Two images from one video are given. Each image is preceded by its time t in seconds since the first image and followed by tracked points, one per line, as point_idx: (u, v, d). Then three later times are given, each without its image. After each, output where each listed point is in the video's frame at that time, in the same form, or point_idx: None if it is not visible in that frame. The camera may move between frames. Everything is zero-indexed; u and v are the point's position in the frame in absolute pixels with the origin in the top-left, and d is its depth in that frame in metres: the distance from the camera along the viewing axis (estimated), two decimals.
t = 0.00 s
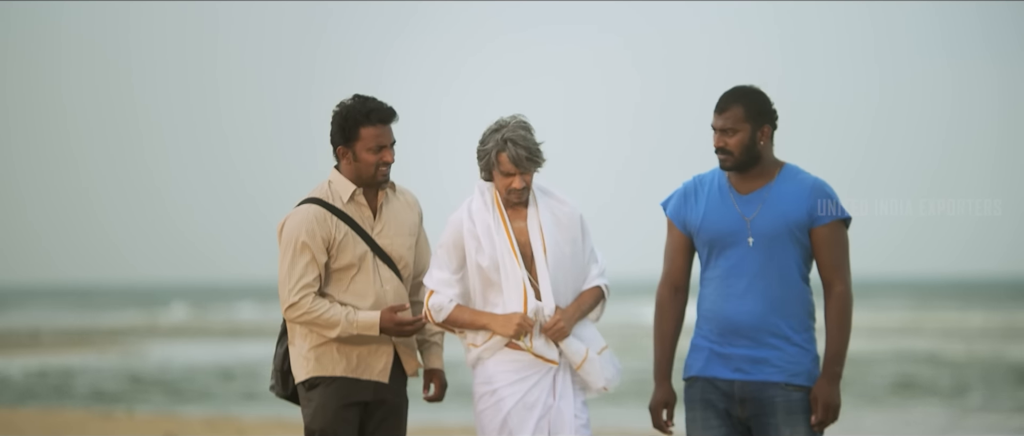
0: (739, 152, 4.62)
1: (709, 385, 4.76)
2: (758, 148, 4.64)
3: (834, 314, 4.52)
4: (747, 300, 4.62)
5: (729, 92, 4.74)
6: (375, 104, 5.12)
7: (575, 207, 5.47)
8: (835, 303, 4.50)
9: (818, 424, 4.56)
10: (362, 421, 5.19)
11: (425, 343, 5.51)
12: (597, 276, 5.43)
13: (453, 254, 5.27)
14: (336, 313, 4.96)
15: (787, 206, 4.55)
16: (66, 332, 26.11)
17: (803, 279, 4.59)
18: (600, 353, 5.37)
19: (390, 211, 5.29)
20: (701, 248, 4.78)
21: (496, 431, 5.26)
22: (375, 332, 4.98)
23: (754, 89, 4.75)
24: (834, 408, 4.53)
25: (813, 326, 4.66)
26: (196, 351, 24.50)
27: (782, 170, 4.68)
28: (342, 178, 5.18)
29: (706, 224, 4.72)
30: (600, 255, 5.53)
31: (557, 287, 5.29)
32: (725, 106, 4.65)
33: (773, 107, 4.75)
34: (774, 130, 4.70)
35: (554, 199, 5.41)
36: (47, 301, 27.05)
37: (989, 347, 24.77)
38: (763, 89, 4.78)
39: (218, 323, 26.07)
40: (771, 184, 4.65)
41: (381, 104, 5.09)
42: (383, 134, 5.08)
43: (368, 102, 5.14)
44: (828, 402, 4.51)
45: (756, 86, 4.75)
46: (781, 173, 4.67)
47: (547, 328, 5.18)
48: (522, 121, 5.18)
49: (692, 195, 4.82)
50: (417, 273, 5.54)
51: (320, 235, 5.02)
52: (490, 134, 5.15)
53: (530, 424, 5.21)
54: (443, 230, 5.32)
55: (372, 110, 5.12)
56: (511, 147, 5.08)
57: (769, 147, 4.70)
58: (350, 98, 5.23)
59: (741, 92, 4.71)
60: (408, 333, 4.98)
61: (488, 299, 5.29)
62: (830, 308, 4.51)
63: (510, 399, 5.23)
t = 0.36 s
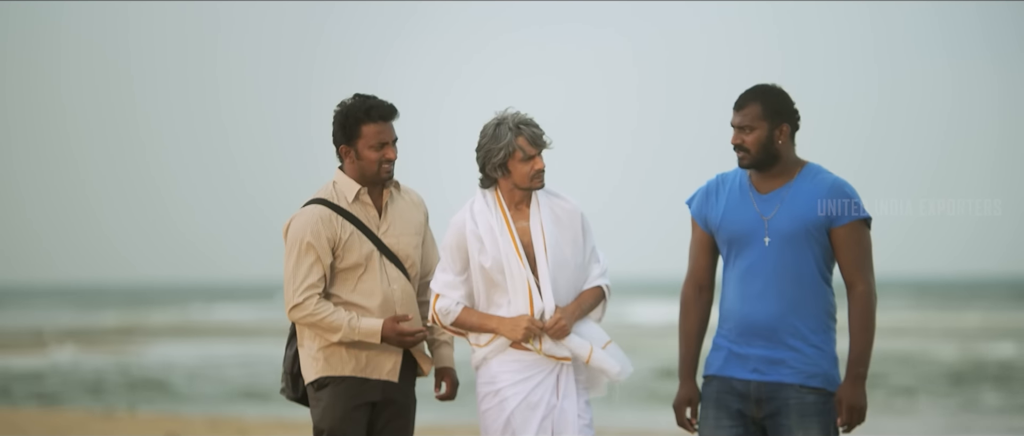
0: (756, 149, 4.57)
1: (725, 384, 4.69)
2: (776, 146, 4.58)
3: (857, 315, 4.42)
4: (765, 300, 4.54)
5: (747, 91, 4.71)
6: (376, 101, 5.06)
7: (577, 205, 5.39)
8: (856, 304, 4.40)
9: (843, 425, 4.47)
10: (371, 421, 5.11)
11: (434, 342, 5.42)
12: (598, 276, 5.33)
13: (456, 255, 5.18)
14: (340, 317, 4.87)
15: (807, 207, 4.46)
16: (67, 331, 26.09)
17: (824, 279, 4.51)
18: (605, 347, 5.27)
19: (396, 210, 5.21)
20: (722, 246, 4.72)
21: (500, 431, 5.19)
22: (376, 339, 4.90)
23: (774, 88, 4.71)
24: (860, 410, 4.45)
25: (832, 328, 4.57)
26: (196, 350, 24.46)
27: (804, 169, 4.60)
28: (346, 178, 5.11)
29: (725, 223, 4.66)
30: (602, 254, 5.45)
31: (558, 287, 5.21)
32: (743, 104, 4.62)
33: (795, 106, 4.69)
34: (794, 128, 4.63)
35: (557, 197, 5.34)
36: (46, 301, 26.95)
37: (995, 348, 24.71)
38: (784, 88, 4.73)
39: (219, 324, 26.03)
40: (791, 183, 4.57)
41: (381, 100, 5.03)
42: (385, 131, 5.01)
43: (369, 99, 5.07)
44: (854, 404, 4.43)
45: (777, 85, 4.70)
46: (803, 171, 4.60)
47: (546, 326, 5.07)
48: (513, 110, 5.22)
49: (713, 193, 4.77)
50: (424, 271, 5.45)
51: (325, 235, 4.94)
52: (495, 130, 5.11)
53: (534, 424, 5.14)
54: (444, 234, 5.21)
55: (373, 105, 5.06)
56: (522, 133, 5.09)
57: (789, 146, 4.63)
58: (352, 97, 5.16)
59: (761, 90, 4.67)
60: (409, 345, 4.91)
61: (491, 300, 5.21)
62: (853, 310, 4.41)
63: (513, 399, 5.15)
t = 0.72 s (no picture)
0: (766, 148, 4.52)
1: (737, 381, 4.64)
2: (786, 145, 4.51)
3: (870, 317, 4.34)
4: (779, 300, 4.49)
5: (759, 90, 4.66)
6: (373, 100, 5.00)
7: (578, 204, 5.34)
8: (869, 304, 4.33)
9: (851, 426, 4.37)
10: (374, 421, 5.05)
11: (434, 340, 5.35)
12: (599, 276, 5.27)
13: (456, 253, 5.11)
14: (340, 320, 4.81)
15: (820, 207, 4.39)
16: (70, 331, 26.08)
17: (840, 280, 4.44)
18: (606, 344, 5.19)
19: (394, 209, 5.14)
20: (738, 246, 4.67)
21: (501, 430, 5.12)
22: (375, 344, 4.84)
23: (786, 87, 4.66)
24: (870, 412, 4.33)
25: (848, 330, 4.50)
26: (200, 349, 24.44)
27: (815, 169, 4.54)
28: (344, 177, 5.05)
29: (739, 223, 4.61)
30: (604, 253, 5.39)
31: (560, 286, 5.16)
32: (754, 101, 4.57)
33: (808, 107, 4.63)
34: (805, 129, 4.57)
35: (558, 197, 5.28)
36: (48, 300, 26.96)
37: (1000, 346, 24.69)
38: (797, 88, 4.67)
39: (221, 325, 26.06)
40: (803, 183, 4.51)
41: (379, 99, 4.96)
42: (382, 129, 4.94)
43: (367, 98, 5.01)
44: (864, 407, 4.32)
45: (789, 84, 4.65)
46: (815, 172, 4.53)
47: (548, 325, 5.01)
48: (515, 108, 5.17)
49: (729, 194, 4.73)
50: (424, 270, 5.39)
51: (325, 235, 4.87)
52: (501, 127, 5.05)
53: (535, 424, 5.07)
54: (446, 231, 5.15)
55: (371, 104, 5.00)
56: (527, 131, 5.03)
57: (800, 146, 4.56)
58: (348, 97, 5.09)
59: (773, 88, 4.62)
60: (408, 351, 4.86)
61: (492, 299, 5.14)
62: (865, 311, 4.33)
63: (514, 398, 5.09)
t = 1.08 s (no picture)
0: (769, 149, 4.50)
1: (740, 381, 4.63)
2: (790, 145, 4.50)
3: (874, 317, 4.31)
4: (782, 300, 4.47)
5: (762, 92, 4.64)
6: (360, 99, 5.00)
7: (578, 203, 5.32)
8: (873, 305, 4.30)
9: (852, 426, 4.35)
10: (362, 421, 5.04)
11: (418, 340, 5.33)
12: (600, 276, 5.26)
13: (457, 253, 5.10)
14: (328, 324, 4.78)
15: (823, 207, 4.38)
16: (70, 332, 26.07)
17: (843, 279, 4.42)
18: (609, 342, 5.18)
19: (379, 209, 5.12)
20: (741, 246, 4.67)
21: (503, 430, 5.11)
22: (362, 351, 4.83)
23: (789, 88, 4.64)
24: (873, 411, 4.30)
25: (850, 330, 4.49)
26: (202, 349, 24.47)
27: (820, 169, 4.52)
28: (331, 177, 5.02)
29: (744, 223, 4.60)
30: (604, 254, 5.37)
31: (561, 286, 5.15)
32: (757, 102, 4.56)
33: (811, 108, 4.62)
34: (809, 130, 4.55)
35: (560, 196, 5.26)
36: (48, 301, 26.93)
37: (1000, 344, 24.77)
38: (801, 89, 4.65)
39: (223, 325, 26.09)
40: (808, 182, 4.49)
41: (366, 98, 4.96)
42: (370, 128, 4.94)
43: (353, 97, 5.00)
44: (868, 405, 4.30)
45: (793, 85, 4.63)
46: (820, 172, 4.51)
47: (550, 324, 5.00)
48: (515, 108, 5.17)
49: (733, 194, 4.72)
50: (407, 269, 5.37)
51: (313, 235, 4.84)
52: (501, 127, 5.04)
53: (537, 425, 5.06)
54: (448, 231, 5.13)
55: (358, 104, 4.99)
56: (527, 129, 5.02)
57: (805, 147, 4.55)
58: (333, 97, 5.08)
59: (777, 90, 4.60)
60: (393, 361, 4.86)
61: (493, 299, 5.13)
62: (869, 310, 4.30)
63: (516, 397, 5.08)
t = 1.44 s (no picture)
0: (759, 146, 4.53)
1: (728, 380, 4.66)
2: (779, 143, 4.53)
3: (858, 309, 4.30)
4: (771, 297, 4.50)
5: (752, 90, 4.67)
6: (351, 97, 5.03)
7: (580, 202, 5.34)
8: (861, 297, 4.30)
9: (817, 406, 4.37)
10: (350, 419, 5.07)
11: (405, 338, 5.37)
12: (603, 275, 5.27)
13: (459, 253, 5.14)
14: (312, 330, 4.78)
15: (811, 203, 4.40)
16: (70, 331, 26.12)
17: (831, 274, 4.44)
18: (603, 349, 5.21)
19: (366, 205, 5.17)
20: (730, 244, 4.70)
21: (505, 430, 5.13)
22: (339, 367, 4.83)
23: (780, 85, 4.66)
24: (839, 394, 4.33)
25: (838, 327, 4.51)
26: (201, 349, 24.51)
27: (809, 166, 4.55)
28: (320, 174, 5.05)
29: (732, 220, 4.63)
30: (607, 252, 5.38)
31: (561, 285, 5.15)
32: (745, 101, 4.58)
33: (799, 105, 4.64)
34: (798, 127, 4.58)
35: (561, 195, 5.28)
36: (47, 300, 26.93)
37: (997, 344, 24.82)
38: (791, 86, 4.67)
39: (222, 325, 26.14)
40: (796, 179, 4.52)
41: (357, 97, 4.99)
42: (359, 126, 4.98)
43: (343, 95, 5.03)
44: (832, 387, 4.31)
45: (783, 83, 4.65)
46: (809, 169, 4.54)
47: (551, 323, 5.02)
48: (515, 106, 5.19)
49: (720, 191, 4.75)
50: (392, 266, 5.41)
51: (301, 231, 4.84)
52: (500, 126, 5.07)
53: (538, 424, 5.08)
54: (451, 231, 5.17)
55: (348, 102, 5.02)
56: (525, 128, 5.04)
57: (794, 143, 4.57)
58: (322, 93, 5.11)
59: (765, 87, 4.62)
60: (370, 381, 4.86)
61: (495, 298, 5.16)
62: (855, 302, 4.30)
63: (518, 397, 5.10)
